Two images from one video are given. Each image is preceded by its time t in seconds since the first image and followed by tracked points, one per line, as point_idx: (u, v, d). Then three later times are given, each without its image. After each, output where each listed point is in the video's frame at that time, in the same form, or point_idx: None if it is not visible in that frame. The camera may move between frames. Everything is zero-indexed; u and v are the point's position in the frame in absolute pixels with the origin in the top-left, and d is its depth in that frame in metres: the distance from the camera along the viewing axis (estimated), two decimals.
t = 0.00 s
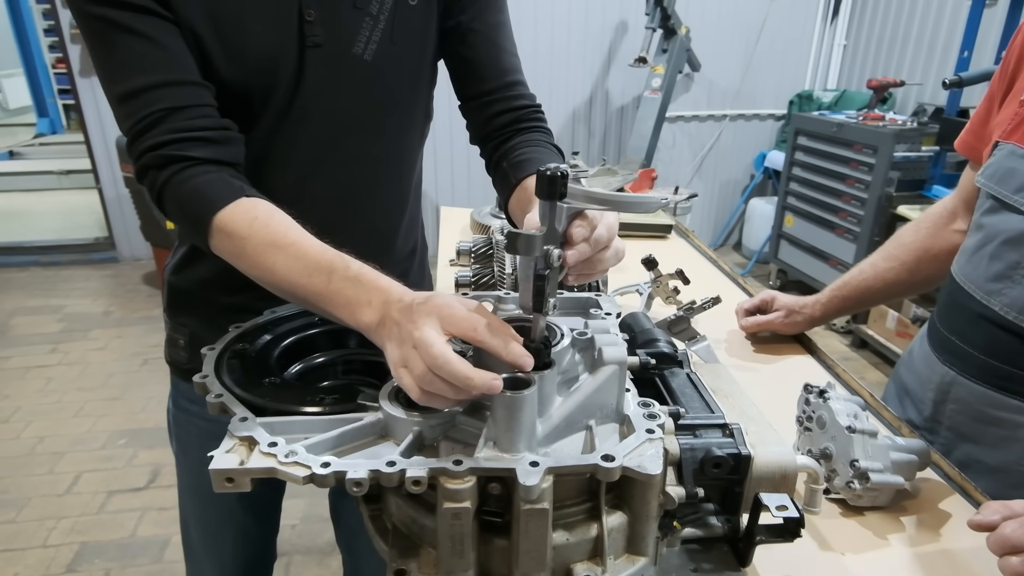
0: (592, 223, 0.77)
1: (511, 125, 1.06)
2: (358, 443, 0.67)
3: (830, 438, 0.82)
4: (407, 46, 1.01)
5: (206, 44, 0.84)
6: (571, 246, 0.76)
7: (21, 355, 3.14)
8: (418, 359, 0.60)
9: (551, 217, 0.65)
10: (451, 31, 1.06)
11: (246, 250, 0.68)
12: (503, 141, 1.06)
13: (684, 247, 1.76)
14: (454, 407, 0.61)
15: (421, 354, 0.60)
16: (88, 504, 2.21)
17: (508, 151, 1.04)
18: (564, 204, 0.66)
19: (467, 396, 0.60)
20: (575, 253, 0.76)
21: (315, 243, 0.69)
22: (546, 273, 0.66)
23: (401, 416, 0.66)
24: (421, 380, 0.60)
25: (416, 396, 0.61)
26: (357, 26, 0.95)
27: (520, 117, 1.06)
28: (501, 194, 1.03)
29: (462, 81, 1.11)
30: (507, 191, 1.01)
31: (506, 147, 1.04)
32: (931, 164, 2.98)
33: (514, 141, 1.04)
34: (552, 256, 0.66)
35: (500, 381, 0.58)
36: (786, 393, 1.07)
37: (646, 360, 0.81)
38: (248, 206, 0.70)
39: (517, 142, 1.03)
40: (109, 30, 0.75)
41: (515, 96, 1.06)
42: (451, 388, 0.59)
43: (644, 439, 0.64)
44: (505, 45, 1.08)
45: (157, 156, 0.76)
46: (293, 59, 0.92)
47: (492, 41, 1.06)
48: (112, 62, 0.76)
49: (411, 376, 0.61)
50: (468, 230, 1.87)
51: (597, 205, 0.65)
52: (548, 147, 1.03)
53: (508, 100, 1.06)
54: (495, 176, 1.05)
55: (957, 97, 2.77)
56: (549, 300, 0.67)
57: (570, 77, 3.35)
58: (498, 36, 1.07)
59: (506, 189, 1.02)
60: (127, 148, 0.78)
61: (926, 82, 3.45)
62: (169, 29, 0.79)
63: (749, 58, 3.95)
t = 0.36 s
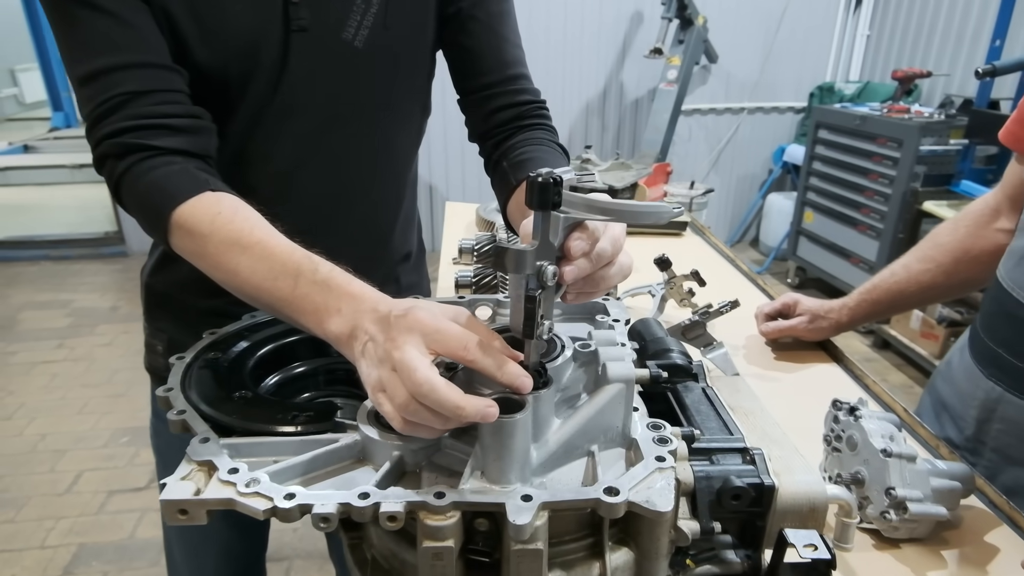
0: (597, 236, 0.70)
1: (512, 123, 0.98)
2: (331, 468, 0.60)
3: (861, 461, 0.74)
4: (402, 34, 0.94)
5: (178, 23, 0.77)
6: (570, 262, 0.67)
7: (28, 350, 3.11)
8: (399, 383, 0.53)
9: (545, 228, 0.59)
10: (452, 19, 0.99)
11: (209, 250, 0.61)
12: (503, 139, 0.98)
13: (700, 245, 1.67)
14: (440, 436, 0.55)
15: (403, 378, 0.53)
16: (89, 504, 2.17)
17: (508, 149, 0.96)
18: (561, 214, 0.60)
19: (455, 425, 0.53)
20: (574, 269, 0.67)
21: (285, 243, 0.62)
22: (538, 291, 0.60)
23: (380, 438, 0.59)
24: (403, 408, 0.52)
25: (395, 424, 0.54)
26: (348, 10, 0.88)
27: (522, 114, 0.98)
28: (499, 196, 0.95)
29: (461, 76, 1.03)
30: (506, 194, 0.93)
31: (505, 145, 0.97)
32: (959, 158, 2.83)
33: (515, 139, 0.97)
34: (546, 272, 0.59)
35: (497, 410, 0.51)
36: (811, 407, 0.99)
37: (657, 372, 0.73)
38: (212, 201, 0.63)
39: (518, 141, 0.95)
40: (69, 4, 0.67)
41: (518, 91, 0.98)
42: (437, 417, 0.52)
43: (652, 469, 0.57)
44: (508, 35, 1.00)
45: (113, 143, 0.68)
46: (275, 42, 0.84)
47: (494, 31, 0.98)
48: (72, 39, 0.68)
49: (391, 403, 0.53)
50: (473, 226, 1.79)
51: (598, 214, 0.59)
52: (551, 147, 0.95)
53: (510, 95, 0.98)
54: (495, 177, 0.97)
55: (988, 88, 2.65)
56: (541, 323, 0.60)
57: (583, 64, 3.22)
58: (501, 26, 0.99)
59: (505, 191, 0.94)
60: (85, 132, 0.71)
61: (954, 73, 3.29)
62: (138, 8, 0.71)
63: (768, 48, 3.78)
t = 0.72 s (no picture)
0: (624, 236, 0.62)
1: (519, 120, 0.91)
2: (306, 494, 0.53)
3: (900, 485, 0.67)
4: (404, 20, 0.87)
5: None
6: (592, 265, 0.60)
7: (35, 347, 2.94)
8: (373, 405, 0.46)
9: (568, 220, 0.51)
10: (456, 6, 0.92)
11: (177, 248, 0.55)
12: (508, 137, 0.91)
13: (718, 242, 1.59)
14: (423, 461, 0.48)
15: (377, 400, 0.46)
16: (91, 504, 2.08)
17: (514, 147, 0.89)
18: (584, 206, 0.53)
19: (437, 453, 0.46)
20: (595, 272, 0.60)
21: (259, 239, 0.55)
22: (556, 292, 0.52)
23: (360, 462, 0.52)
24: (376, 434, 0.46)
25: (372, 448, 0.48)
26: None
27: (531, 110, 0.91)
28: (502, 197, 0.88)
29: (467, 69, 0.96)
30: (512, 195, 0.85)
31: (510, 142, 0.90)
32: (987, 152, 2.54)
33: (521, 137, 0.89)
34: (566, 271, 0.51)
35: (484, 437, 0.45)
36: (838, 421, 0.92)
37: (672, 385, 0.66)
38: (182, 193, 0.57)
39: (524, 139, 0.88)
40: None
41: (528, 87, 0.92)
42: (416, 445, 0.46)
43: (668, 500, 0.50)
44: (516, 25, 0.93)
45: (79, 132, 0.60)
46: (263, 25, 0.78)
47: (502, 19, 0.92)
48: (35, 12, 0.59)
49: (364, 426, 0.47)
50: (480, 222, 1.72)
51: (628, 212, 0.53)
52: (559, 147, 0.88)
53: (518, 91, 0.91)
54: (498, 177, 0.90)
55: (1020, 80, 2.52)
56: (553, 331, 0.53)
57: (597, 50, 3.11)
58: (509, 15, 0.92)
59: (508, 193, 0.86)
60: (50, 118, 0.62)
61: (981, 64, 3.10)
62: None
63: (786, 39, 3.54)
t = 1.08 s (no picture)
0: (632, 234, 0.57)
1: (520, 117, 0.86)
2: (282, 518, 0.49)
3: (934, 508, 0.61)
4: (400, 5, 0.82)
5: None
6: (595, 270, 0.54)
7: (40, 342, 2.76)
8: (356, 417, 0.41)
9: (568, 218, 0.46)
10: None
11: (136, 245, 0.50)
12: (508, 134, 0.86)
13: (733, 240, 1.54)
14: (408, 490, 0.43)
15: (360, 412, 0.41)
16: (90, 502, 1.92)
17: (515, 145, 0.83)
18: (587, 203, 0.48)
19: (425, 479, 0.41)
20: (600, 277, 0.54)
21: (228, 234, 0.50)
22: (556, 297, 0.47)
23: (341, 485, 0.48)
24: (353, 450, 0.40)
25: (348, 472, 0.42)
26: None
27: (532, 107, 0.85)
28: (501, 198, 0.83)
29: (465, 61, 0.91)
30: (512, 196, 0.80)
31: (508, 140, 0.84)
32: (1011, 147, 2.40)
33: (521, 135, 0.84)
34: (567, 273, 0.46)
35: (487, 471, 0.39)
36: (858, 431, 0.86)
37: (687, 397, 0.61)
38: (145, 184, 0.52)
39: (524, 137, 0.83)
40: None
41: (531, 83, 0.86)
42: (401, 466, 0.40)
43: (682, 531, 0.45)
44: (521, 18, 0.88)
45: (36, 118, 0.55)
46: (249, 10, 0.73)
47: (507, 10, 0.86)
48: None
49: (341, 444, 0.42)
50: (486, 218, 1.67)
51: (635, 210, 0.48)
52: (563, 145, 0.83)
53: (520, 86, 0.86)
54: (497, 178, 0.84)
55: None
56: (554, 341, 0.48)
57: (608, 47, 3.05)
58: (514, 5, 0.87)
59: (508, 194, 0.81)
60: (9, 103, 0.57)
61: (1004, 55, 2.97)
62: None
63: (801, 31, 3.41)
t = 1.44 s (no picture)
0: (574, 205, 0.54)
1: (537, 105, 0.82)
2: (270, 534, 0.46)
3: (967, 521, 0.57)
4: None
5: None
6: (543, 245, 0.52)
7: (42, 334, 2.69)
8: (363, 429, 0.37)
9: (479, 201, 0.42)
10: None
11: (97, 242, 0.47)
12: (525, 123, 0.82)
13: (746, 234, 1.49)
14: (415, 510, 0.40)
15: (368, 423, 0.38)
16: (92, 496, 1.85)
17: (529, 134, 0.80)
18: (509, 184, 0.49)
19: (444, 494, 0.38)
20: (550, 252, 0.52)
21: (199, 233, 0.47)
22: (490, 285, 0.43)
23: (335, 499, 0.45)
24: (362, 466, 0.37)
25: (346, 493, 0.38)
26: None
27: (551, 94, 0.82)
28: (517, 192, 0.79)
29: (479, 47, 0.87)
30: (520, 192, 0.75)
31: (526, 130, 0.81)
32: None
33: (538, 123, 0.80)
34: (498, 258, 0.42)
35: (518, 480, 0.37)
36: (879, 434, 0.83)
37: (703, 402, 0.57)
38: (111, 177, 0.49)
39: (538, 123, 0.79)
40: None
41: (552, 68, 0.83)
42: (421, 479, 0.37)
43: (703, 552, 0.41)
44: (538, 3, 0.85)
45: None
46: None
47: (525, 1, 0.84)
48: None
49: (338, 460, 0.38)
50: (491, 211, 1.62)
51: (555, 167, 0.46)
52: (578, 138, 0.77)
53: (541, 73, 0.82)
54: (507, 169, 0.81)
55: None
56: (515, 329, 0.45)
57: (616, 42, 2.98)
58: None
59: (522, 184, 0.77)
60: None
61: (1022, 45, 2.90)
62: None
63: (814, 21, 3.31)
